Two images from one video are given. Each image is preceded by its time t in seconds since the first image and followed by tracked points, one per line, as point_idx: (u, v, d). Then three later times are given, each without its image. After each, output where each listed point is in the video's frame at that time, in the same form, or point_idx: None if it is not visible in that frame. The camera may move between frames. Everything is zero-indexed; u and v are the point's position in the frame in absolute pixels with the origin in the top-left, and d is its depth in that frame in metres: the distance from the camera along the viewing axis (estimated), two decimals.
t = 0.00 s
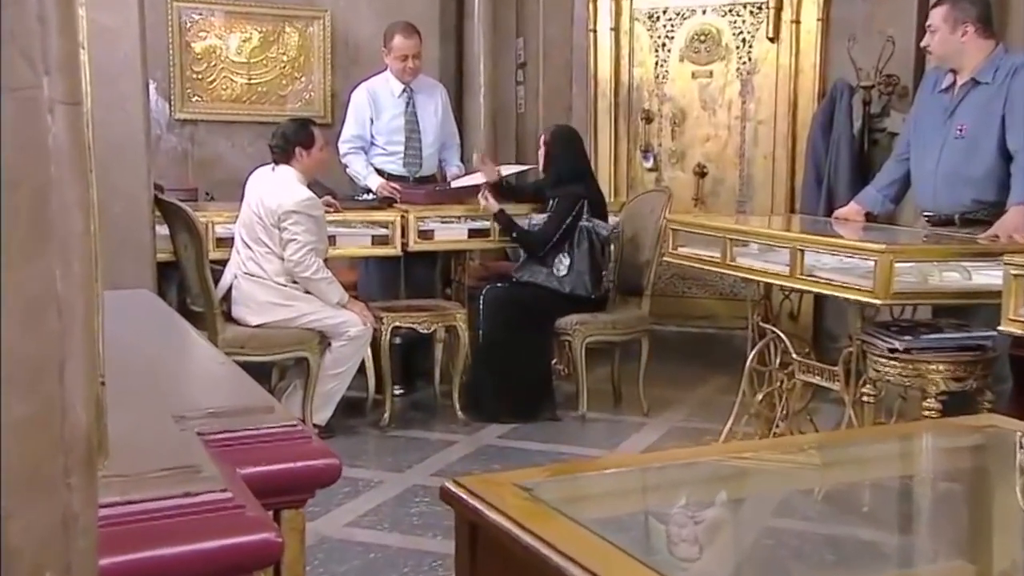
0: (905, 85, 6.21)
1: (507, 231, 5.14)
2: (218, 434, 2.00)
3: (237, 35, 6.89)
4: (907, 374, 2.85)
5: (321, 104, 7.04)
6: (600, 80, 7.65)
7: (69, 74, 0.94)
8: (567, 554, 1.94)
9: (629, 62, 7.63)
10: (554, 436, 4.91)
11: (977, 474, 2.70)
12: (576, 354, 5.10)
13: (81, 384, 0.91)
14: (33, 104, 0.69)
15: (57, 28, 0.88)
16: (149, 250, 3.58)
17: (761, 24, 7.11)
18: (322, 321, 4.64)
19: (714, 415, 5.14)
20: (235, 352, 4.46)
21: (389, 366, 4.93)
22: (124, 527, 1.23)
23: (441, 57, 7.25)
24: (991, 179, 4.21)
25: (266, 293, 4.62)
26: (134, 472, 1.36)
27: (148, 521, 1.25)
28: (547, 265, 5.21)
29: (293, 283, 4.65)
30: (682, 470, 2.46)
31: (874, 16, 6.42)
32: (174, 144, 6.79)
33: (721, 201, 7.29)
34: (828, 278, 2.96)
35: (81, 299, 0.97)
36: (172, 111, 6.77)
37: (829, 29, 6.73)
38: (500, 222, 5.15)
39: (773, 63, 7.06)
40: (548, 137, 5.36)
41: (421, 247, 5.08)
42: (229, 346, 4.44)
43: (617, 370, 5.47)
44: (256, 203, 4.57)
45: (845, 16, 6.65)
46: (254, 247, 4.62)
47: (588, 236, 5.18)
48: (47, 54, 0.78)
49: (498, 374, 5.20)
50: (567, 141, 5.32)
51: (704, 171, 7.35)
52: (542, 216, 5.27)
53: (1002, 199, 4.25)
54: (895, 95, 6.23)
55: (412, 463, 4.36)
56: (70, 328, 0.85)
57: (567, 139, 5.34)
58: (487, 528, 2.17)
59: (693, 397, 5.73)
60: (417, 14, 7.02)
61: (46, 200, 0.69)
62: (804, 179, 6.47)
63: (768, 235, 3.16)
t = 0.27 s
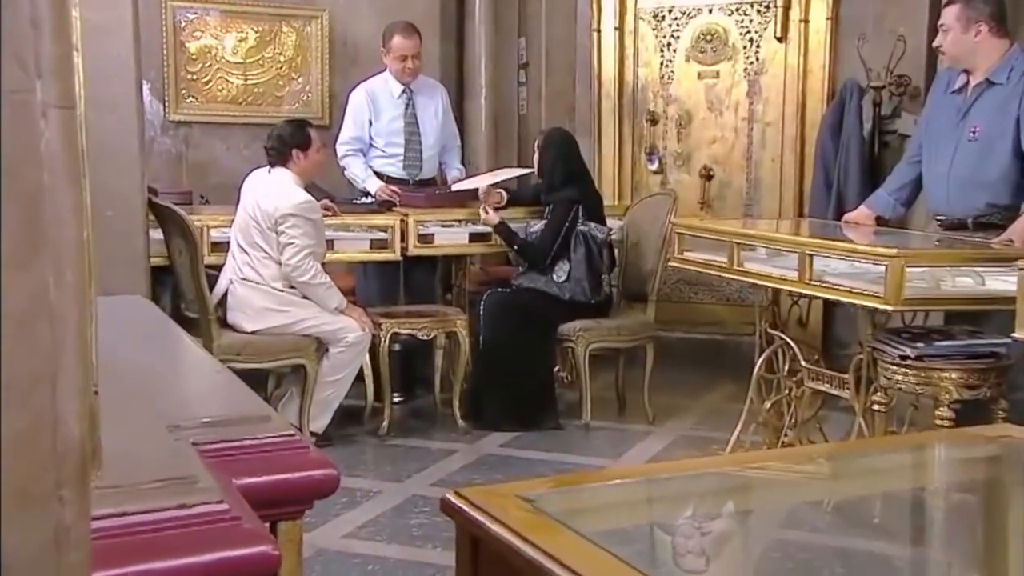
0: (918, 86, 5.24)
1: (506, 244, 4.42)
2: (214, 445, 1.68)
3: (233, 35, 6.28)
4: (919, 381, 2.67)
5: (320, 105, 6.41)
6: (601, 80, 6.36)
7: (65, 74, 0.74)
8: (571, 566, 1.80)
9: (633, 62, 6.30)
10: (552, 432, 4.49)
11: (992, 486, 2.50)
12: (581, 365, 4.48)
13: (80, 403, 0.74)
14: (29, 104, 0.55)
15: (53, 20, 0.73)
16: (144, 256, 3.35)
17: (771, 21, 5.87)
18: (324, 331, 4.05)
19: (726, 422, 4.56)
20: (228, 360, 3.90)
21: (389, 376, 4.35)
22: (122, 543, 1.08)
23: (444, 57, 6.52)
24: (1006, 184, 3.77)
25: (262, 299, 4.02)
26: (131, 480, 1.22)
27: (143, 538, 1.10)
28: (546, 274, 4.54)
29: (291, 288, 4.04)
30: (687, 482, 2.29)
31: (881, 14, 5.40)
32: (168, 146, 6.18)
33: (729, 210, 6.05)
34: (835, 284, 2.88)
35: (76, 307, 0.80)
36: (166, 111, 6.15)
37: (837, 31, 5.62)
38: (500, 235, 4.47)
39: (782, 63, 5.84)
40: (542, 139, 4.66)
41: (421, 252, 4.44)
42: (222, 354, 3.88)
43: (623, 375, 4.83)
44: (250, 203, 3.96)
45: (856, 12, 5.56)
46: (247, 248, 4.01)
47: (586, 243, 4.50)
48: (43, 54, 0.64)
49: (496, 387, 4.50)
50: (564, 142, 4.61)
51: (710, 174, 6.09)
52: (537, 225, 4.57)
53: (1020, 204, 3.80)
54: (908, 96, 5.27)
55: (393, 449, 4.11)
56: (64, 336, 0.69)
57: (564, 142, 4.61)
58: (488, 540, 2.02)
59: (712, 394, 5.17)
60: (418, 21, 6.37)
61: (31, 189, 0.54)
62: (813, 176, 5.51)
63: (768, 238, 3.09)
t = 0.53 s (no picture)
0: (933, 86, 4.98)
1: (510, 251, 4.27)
2: (207, 455, 1.55)
3: (229, 34, 6.14)
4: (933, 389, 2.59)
5: (318, 106, 6.29)
6: (607, 79, 6.06)
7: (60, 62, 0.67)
8: None
9: (639, 62, 6.01)
10: (555, 441, 4.33)
11: (1008, 499, 2.32)
12: (585, 372, 4.32)
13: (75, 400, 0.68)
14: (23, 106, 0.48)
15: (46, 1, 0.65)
16: (138, 259, 3.28)
17: (781, 20, 5.60)
18: (323, 337, 3.88)
19: (733, 433, 4.46)
20: (224, 366, 3.74)
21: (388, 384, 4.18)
22: (115, 558, 0.98)
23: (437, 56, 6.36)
24: None
25: (258, 304, 3.85)
26: (124, 490, 1.12)
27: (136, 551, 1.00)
28: (551, 279, 4.38)
29: (289, 294, 3.89)
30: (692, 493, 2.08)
31: (894, 12, 5.12)
32: (163, 147, 6.06)
33: (738, 214, 5.76)
34: (846, 288, 2.79)
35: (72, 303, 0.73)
36: (161, 112, 6.02)
37: (850, 29, 5.34)
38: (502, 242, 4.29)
39: (792, 64, 5.57)
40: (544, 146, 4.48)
41: (421, 256, 4.28)
42: (218, 361, 3.72)
43: (630, 383, 4.65)
44: (246, 206, 3.82)
45: (869, 6, 5.26)
46: (243, 252, 3.86)
47: (591, 248, 4.31)
48: (35, 50, 0.56)
49: (498, 396, 4.33)
50: (566, 147, 4.43)
51: (718, 176, 5.78)
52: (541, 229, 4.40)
53: None
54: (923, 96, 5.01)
55: (393, 459, 4.01)
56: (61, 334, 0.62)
57: (566, 146, 4.43)
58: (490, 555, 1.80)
59: (720, 402, 5.02)
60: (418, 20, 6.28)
61: (23, 173, 0.48)
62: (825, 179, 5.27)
63: (778, 242, 3.01)
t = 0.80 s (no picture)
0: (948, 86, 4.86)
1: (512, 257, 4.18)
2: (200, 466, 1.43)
3: (223, 32, 6.01)
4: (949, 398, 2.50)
5: (314, 106, 6.14)
6: (612, 79, 5.83)
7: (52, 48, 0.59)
8: None
9: (645, 61, 5.81)
10: (558, 451, 4.24)
11: None
12: (590, 379, 4.24)
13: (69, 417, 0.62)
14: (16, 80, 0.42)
15: None
16: (129, 264, 3.21)
17: (791, 17, 5.41)
18: (320, 344, 3.80)
19: (741, 442, 4.36)
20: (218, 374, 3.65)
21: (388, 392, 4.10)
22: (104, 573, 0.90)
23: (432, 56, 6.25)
24: None
25: (253, 310, 3.77)
26: (116, 504, 1.03)
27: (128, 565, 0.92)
28: (555, 288, 4.29)
29: (284, 299, 3.80)
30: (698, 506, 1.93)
31: (908, 6, 5.00)
32: (155, 148, 5.89)
33: (747, 217, 5.58)
34: (858, 294, 2.71)
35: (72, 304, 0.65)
36: (153, 113, 5.86)
37: (863, 26, 5.17)
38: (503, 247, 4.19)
39: (803, 64, 5.38)
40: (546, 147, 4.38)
41: (422, 261, 4.19)
42: (211, 368, 3.63)
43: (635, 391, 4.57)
44: (241, 209, 3.74)
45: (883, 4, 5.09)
46: (238, 255, 3.78)
47: (594, 253, 4.25)
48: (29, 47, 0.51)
49: (501, 404, 4.25)
50: (570, 149, 4.34)
51: (727, 178, 5.58)
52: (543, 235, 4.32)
53: None
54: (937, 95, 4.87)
55: (393, 469, 3.93)
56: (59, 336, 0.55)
57: (569, 149, 4.34)
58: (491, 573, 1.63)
59: (727, 411, 4.90)
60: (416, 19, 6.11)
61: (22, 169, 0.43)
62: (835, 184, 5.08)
63: (787, 246, 2.93)
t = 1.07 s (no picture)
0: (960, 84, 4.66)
1: (514, 261, 4.12)
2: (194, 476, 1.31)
3: (220, 31, 5.90)
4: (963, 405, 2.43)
5: (312, 105, 6.03)
6: (616, 79, 5.79)
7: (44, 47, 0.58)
8: None
9: (651, 59, 5.74)
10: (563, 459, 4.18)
11: None
12: (594, 387, 4.16)
13: (59, 425, 0.61)
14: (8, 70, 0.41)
15: None
16: (123, 268, 3.14)
17: (799, 15, 5.32)
18: (317, 347, 3.73)
19: (748, 450, 4.29)
20: (214, 382, 3.59)
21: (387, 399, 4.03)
22: None
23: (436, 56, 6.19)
24: None
25: (249, 313, 3.71)
26: (110, 513, 0.96)
27: None
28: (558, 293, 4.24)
29: (281, 302, 3.74)
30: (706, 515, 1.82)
31: (920, 6, 4.81)
32: (151, 150, 5.80)
33: (755, 220, 5.49)
34: (869, 299, 2.65)
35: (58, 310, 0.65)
36: (148, 113, 5.77)
37: (873, 24, 5.07)
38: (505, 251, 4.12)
39: (812, 63, 5.28)
40: (548, 150, 4.33)
41: (421, 264, 4.12)
42: (207, 375, 3.57)
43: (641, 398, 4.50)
44: (237, 212, 3.67)
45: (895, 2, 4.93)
46: (233, 258, 3.71)
47: (597, 256, 4.21)
48: (20, 53, 0.50)
49: (503, 411, 4.18)
50: (572, 152, 4.28)
51: (734, 180, 5.51)
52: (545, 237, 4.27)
53: None
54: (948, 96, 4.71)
55: (393, 478, 3.87)
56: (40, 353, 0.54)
57: (571, 151, 4.28)
58: None
59: (735, 419, 4.82)
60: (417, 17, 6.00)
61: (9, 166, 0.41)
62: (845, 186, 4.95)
63: (797, 249, 2.87)
